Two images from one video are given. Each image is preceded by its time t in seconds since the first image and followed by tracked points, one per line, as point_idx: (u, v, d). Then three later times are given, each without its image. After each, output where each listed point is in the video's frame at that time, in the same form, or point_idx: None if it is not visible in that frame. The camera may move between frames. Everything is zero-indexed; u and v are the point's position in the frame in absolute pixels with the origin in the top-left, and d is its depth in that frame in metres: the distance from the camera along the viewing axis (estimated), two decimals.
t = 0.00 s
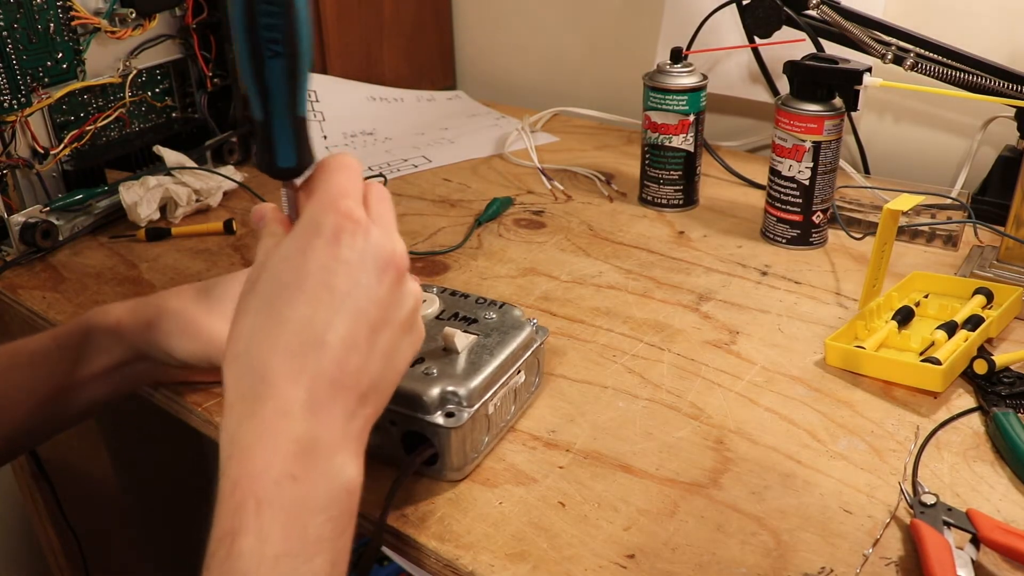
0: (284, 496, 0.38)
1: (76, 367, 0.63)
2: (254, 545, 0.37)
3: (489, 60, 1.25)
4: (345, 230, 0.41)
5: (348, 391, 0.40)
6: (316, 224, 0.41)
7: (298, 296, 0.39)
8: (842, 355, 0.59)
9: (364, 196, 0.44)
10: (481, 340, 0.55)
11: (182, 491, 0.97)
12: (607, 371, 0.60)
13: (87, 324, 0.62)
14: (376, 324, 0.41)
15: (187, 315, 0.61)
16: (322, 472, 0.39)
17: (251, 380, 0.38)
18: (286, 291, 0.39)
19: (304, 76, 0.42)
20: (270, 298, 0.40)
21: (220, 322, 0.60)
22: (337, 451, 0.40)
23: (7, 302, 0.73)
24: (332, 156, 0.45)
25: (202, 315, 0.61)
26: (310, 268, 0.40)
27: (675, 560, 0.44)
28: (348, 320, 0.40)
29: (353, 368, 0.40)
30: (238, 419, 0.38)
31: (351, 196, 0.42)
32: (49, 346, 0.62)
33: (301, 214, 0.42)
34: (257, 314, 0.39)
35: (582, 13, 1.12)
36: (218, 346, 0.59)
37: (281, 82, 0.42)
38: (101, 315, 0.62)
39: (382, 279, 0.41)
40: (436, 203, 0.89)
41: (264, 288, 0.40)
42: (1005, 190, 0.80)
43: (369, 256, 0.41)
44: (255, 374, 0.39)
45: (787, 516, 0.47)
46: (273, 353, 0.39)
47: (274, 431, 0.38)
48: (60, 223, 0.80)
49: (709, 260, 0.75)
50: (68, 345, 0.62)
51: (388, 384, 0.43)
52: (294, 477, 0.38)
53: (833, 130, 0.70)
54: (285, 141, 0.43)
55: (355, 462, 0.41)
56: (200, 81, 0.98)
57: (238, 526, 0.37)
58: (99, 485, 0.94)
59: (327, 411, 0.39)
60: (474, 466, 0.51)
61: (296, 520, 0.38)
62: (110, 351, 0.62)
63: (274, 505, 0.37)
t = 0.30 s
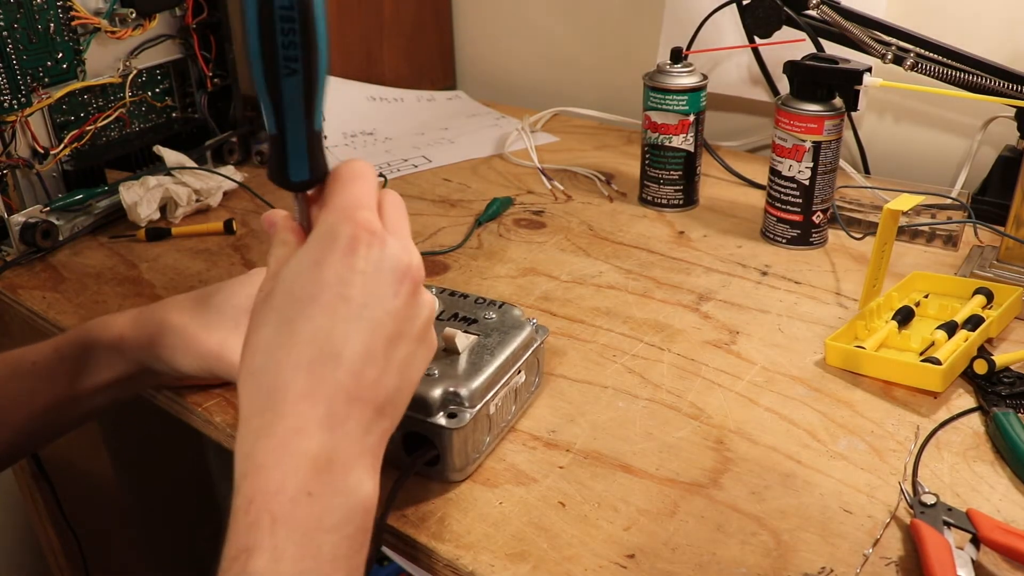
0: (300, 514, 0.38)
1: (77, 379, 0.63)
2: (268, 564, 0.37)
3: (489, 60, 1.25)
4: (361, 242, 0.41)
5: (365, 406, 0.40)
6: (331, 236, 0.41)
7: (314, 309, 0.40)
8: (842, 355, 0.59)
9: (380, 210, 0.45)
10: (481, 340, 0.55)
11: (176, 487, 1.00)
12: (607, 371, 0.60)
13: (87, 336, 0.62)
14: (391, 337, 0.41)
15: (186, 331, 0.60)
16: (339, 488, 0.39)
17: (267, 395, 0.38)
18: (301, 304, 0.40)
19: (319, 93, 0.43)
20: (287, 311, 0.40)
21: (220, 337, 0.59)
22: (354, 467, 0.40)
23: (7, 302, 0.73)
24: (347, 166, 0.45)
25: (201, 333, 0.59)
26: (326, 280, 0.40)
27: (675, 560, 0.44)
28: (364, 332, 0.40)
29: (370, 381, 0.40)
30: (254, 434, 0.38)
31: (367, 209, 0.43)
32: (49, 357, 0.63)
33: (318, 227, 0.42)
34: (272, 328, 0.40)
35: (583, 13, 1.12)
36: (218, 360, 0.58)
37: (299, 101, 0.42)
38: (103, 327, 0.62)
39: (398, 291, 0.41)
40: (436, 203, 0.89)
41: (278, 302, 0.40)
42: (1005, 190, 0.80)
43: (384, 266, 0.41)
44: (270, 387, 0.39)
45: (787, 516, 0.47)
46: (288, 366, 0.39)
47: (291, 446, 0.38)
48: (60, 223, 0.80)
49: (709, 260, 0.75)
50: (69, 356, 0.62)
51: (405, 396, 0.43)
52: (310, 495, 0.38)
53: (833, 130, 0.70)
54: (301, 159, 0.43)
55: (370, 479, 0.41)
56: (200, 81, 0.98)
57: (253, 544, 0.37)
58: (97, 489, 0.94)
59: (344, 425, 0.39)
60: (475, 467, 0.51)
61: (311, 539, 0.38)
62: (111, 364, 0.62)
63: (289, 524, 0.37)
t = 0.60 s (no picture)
0: (283, 511, 0.38)
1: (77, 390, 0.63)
2: (252, 561, 0.37)
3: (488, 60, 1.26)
4: (350, 238, 0.41)
5: (352, 403, 0.40)
6: (319, 231, 0.41)
7: (302, 306, 0.39)
8: (843, 355, 0.59)
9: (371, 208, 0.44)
10: (481, 340, 0.55)
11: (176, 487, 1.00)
12: (607, 371, 0.60)
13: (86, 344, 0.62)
14: (380, 334, 0.41)
15: (186, 337, 0.60)
16: (325, 484, 0.39)
17: (253, 392, 0.38)
18: (289, 301, 0.40)
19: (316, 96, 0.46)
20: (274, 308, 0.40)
21: (220, 342, 0.59)
22: (341, 461, 0.40)
23: (7, 302, 0.73)
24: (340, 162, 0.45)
25: (200, 338, 0.59)
26: (314, 277, 0.40)
27: (675, 560, 0.44)
28: (352, 329, 0.40)
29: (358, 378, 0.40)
30: (238, 430, 0.38)
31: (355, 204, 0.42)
32: (49, 365, 0.63)
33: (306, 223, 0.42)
34: (259, 324, 0.40)
35: (583, 13, 1.12)
36: (218, 365, 0.58)
37: (295, 101, 0.46)
38: (102, 336, 0.62)
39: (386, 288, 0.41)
40: (436, 203, 0.89)
41: (266, 298, 0.40)
42: (1005, 190, 0.80)
43: (373, 262, 0.41)
44: (256, 384, 0.39)
45: (787, 516, 0.47)
46: (275, 363, 0.39)
47: (277, 443, 0.38)
48: (60, 223, 0.80)
49: (709, 260, 0.75)
50: (68, 366, 0.62)
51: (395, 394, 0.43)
52: (294, 490, 0.38)
53: (833, 130, 0.70)
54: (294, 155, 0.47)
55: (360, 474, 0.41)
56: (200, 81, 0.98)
57: (236, 541, 0.37)
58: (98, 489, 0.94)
59: (331, 422, 0.39)
60: (475, 467, 0.51)
61: (297, 536, 0.38)
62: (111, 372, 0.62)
63: (271, 521, 0.38)
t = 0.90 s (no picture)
0: (265, 488, 0.37)
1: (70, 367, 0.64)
2: (232, 538, 0.36)
3: (488, 60, 1.25)
4: (320, 217, 0.43)
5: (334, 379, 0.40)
6: (290, 216, 0.43)
7: (276, 283, 0.41)
8: (843, 355, 0.59)
9: (344, 195, 0.47)
10: (481, 340, 0.55)
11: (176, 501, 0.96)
12: (607, 371, 0.60)
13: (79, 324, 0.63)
14: (357, 307, 0.42)
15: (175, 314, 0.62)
16: (307, 457, 0.38)
17: (233, 373, 0.39)
18: (264, 282, 0.41)
19: (265, 88, 0.52)
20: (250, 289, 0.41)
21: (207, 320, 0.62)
22: (323, 432, 0.39)
23: (7, 302, 0.73)
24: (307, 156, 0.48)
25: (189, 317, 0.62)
26: (286, 254, 0.41)
27: (675, 560, 0.44)
28: (328, 302, 0.41)
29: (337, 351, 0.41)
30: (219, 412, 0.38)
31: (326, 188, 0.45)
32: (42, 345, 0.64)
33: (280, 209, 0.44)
34: (237, 309, 0.40)
35: (583, 12, 1.12)
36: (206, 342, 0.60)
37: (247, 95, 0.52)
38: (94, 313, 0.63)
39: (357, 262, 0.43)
40: (436, 203, 0.89)
41: (244, 284, 0.41)
42: (1005, 190, 0.80)
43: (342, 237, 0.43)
44: (235, 366, 0.39)
45: (787, 516, 0.47)
46: (253, 343, 0.39)
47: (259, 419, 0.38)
48: (60, 223, 0.80)
49: (709, 260, 0.75)
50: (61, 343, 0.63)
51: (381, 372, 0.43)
52: (274, 466, 0.37)
53: (833, 130, 0.70)
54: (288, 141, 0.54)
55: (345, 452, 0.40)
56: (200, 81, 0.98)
57: (217, 519, 0.37)
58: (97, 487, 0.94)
59: (312, 397, 0.39)
60: (474, 466, 0.51)
61: (277, 514, 0.37)
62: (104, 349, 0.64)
63: (254, 497, 0.37)
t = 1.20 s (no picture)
0: (282, 476, 0.36)
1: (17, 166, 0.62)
2: (250, 526, 0.35)
3: (488, 59, 1.25)
4: (340, 208, 0.42)
5: (351, 371, 0.39)
6: (309, 208, 0.42)
7: (295, 272, 0.40)
8: (843, 355, 0.59)
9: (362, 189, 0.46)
10: (481, 340, 0.55)
11: (176, 501, 0.92)
12: (607, 371, 0.60)
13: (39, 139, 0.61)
14: (375, 298, 0.41)
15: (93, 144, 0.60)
16: (324, 446, 0.37)
17: (250, 364, 0.38)
18: (282, 274, 0.40)
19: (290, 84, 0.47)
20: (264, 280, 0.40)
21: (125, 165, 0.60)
22: (341, 422, 0.38)
23: (7, 302, 0.73)
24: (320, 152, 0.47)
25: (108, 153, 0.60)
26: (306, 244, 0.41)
27: (675, 560, 0.44)
28: (343, 291, 0.40)
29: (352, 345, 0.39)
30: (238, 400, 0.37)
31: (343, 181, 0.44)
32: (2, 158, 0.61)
33: (296, 204, 0.43)
34: (255, 300, 0.40)
35: (583, 12, 1.12)
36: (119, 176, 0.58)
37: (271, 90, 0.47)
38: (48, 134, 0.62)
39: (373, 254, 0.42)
40: (436, 202, 0.88)
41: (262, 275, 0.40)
42: (1004, 190, 0.80)
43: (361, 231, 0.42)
44: (253, 357, 0.38)
45: (787, 516, 0.47)
46: (270, 333, 0.38)
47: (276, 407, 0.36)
48: (60, 223, 0.80)
49: (709, 260, 0.75)
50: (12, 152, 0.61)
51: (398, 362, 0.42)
52: (292, 454, 0.36)
53: (833, 130, 0.70)
54: (305, 137, 0.49)
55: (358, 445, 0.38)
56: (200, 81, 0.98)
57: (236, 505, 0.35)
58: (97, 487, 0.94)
59: (331, 386, 0.38)
60: (474, 466, 0.51)
61: (295, 505, 0.36)
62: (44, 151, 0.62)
63: (271, 484, 0.36)
